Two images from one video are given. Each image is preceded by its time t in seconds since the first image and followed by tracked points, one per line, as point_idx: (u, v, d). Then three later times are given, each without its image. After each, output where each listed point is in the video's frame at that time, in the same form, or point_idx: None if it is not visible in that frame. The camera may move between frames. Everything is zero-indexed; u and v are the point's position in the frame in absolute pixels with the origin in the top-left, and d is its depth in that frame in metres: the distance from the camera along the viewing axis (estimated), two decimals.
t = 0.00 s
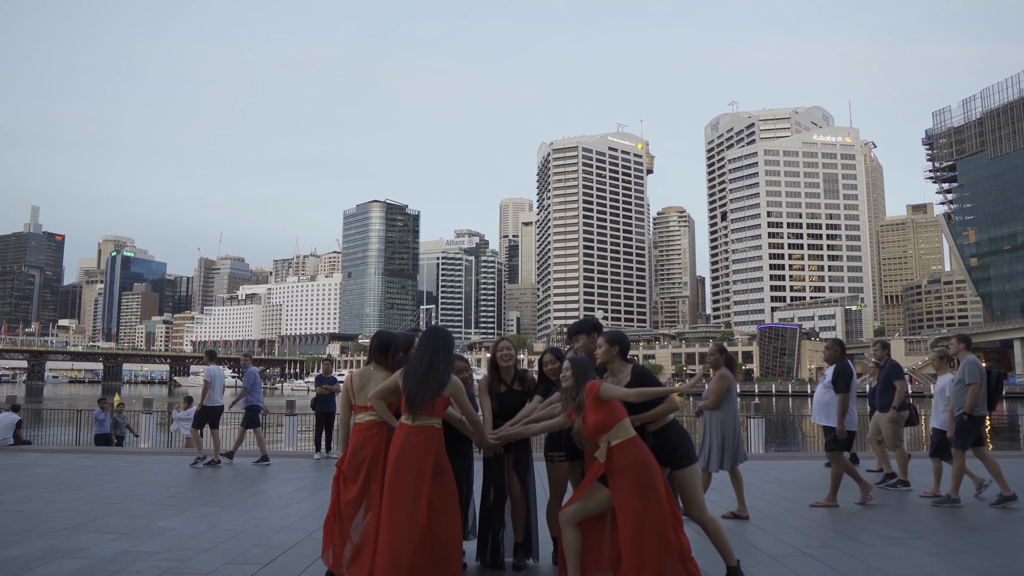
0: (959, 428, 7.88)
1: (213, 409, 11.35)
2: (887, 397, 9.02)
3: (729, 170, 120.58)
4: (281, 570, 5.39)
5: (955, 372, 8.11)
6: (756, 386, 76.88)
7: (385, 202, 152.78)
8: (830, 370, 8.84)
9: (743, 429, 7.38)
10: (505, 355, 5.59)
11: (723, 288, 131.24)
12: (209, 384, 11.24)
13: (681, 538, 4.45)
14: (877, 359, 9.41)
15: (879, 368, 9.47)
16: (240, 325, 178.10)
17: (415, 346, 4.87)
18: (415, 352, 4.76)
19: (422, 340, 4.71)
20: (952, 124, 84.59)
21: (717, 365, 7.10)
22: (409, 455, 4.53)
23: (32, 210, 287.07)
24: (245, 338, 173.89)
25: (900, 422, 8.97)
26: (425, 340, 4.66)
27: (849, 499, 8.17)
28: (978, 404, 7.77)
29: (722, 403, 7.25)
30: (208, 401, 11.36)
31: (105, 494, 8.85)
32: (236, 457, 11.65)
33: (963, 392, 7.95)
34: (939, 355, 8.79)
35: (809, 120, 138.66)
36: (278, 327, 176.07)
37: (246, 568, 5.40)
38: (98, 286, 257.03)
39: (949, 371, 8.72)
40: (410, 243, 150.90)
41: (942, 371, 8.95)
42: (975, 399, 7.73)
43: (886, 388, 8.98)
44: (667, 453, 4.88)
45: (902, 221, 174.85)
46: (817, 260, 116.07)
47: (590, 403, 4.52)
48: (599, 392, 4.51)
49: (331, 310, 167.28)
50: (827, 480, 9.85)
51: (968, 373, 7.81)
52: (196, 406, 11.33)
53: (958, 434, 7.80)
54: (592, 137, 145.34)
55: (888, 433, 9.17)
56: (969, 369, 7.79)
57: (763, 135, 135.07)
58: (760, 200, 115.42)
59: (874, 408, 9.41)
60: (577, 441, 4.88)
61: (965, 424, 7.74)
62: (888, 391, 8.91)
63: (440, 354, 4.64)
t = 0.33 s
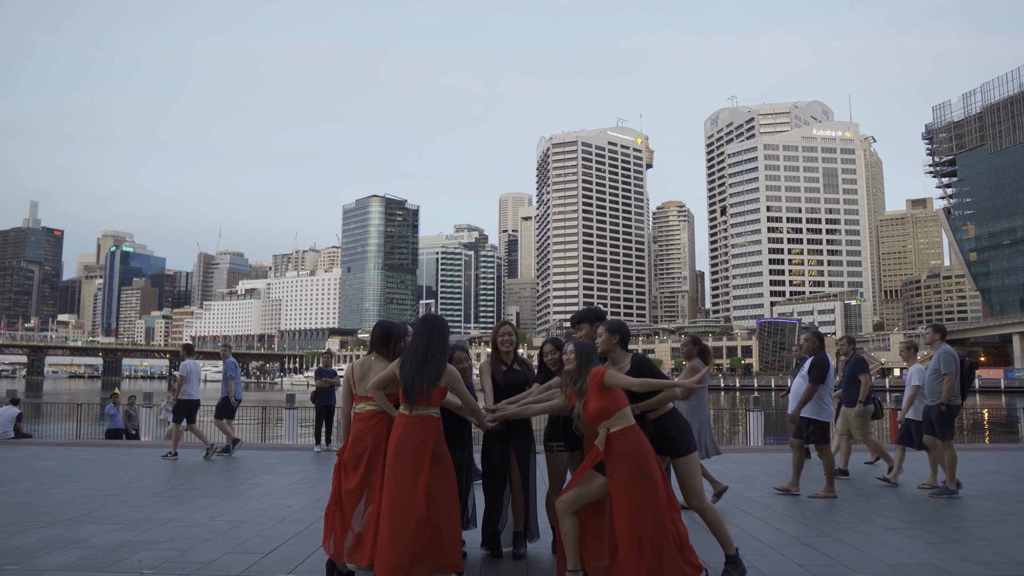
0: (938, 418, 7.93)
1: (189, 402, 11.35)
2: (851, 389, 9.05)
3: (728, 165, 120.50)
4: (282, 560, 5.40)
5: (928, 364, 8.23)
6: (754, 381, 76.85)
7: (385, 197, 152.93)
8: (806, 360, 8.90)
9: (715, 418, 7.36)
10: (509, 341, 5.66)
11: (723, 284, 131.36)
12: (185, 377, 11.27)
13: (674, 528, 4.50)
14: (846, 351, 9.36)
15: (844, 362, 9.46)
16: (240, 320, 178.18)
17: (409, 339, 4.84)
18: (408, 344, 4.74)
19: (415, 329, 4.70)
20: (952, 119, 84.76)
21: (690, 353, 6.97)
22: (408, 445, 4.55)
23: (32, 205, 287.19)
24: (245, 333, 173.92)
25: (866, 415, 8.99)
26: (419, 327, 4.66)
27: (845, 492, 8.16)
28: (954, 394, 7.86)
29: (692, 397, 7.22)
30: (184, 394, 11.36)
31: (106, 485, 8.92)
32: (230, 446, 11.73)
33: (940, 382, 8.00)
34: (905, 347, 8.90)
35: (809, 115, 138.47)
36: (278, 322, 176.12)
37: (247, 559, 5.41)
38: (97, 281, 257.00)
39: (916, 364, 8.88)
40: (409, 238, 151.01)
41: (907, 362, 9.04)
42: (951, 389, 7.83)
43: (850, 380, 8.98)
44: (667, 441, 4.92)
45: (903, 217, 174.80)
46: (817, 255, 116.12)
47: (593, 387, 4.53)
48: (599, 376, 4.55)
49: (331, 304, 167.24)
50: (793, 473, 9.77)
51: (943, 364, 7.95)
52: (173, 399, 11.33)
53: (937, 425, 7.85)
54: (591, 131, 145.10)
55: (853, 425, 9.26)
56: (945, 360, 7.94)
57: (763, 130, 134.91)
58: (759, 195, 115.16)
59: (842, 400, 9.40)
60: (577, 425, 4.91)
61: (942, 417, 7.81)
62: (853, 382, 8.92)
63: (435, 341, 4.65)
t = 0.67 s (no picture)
0: (912, 404, 8.00)
1: (170, 386, 11.43)
2: (821, 376, 9.04)
3: (728, 153, 120.17)
4: (284, 541, 5.46)
5: (903, 353, 8.30)
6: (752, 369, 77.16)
7: (384, 185, 152.79)
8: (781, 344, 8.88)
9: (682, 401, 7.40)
10: (503, 324, 5.68)
11: (722, 271, 131.38)
12: (166, 361, 11.31)
13: (671, 510, 4.55)
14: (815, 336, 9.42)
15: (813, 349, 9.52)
16: (239, 309, 178.23)
17: (401, 321, 4.85)
18: (401, 327, 4.75)
19: (406, 311, 4.71)
20: (952, 107, 84.13)
21: (664, 335, 6.81)
22: (408, 427, 4.58)
23: (31, 195, 287.07)
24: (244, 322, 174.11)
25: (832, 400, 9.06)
26: (411, 309, 4.65)
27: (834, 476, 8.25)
28: (933, 380, 7.91)
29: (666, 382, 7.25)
30: (166, 379, 11.41)
31: (104, 471, 8.94)
32: (229, 433, 11.78)
33: (918, 369, 8.03)
34: (873, 335, 8.97)
35: (809, 103, 138.03)
36: (277, 310, 176.16)
37: (249, 540, 5.47)
38: (96, 271, 256.86)
39: (883, 351, 8.93)
40: (408, 226, 150.94)
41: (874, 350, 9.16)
42: (929, 376, 7.88)
43: (819, 364, 8.97)
44: (667, 425, 4.96)
45: (902, 205, 174.60)
46: (816, 243, 116.12)
47: (595, 361, 4.54)
48: (594, 355, 4.58)
49: (330, 293, 167.19)
50: (766, 459, 9.74)
51: (920, 351, 8.04)
52: (154, 385, 11.39)
53: (913, 411, 7.90)
54: (590, 119, 144.55)
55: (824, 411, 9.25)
56: (921, 348, 8.02)
57: (762, 118, 134.43)
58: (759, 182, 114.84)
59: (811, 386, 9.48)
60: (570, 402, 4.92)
61: (922, 404, 7.87)
62: (822, 368, 8.97)
63: (427, 322, 4.64)
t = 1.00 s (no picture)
0: (885, 384, 8.05)
1: (151, 372, 11.47)
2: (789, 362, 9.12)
3: (730, 138, 119.43)
4: (287, 524, 5.51)
5: (878, 336, 8.34)
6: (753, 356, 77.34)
7: (384, 171, 152.53)
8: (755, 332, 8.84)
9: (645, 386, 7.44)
10: (499, 306, 5.67)
11: (724, 258, 131.21)
12: (147, 348, 11.37)
13: (672, 493, 4.55)
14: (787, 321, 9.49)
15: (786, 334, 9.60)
16: (240, 295, 178.39)
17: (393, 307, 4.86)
18: (393, 313, 4.76)
19: (398, 295, 4.70)
20: (955, 92, 83.38)
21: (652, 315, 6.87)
22: (409, 412, 4.59)
23: (31, 181, 286.54)
24: (246, 308, 174.30)
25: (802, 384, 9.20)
26: (403, 295, 4.65)
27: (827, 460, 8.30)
28: (906, 362, 7.95)
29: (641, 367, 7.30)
30: (147, 365, 11.45)
31: (106, 454, 9.01)
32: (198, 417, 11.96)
33: (892, 352, 8.09)
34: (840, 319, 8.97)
35: (811, 89, 137.23)
36: (278, 297, 176.33)
37: (252, 523, 5.50)
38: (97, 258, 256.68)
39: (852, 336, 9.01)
40: (409, 212, 150.62)
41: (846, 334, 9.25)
42: (903, 359, 7.91)
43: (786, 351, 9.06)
44: (680, 403, 4.98)
45: (904, 190, 173.94)
46: (817, 229, 115.87)
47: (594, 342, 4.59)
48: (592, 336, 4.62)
49: (331, 279, 167.23)
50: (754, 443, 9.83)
51: (894, 334, 8.08)
52: (136, 370, 11.44)
53: (886, 393, 7.96)
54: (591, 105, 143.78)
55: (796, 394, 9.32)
56: (896, 330, 8.07)
57: (764, 103, 133.70)
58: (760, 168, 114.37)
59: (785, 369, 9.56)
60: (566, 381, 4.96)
61: (895, 387, 7.90)
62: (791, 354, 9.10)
63: (417, 309, 4.64)
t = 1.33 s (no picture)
0: (865, 374, 8.01)
1: (137, 359, 11.43)
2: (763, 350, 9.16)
3: (732, 126, 118.70)
4: (288, 510, 5.51)
5: (857, 325, 8.32)
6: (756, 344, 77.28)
7: (386, 159, 152.28)
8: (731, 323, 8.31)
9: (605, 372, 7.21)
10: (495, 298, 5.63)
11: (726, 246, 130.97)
12: (133, 335, 11.34)
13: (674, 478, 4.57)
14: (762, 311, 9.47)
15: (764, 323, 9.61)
16: (242, 283, 178.49)
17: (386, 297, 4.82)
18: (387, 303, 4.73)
19: (390, 286, 4.70)
20: (960, 79, 82.64)
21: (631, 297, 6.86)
22: (402, 397, 4.59)
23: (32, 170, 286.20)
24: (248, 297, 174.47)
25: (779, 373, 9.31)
26: (395, 284, 4.63)
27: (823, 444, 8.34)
28: (884, 352, 7.92)
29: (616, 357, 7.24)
30: (132, 352, 11.41)
31: (106, 442, 8.99)
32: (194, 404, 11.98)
33: (871, 341, 8.10)
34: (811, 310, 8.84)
35: (815, 75, 136.31)
36: (280, 285, 176.48)
37: (255, 510, 5.52)
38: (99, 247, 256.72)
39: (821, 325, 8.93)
40: (411, 200, 150.25)
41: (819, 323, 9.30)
42: (882, 348, 7.89)
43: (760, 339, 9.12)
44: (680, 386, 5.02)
45: (908, 178, 173.19)
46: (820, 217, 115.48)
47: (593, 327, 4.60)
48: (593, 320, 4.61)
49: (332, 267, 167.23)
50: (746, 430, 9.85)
51: (873, 324, 8.06)
52: (121, 356, 11.41)
53: (864, 382, 7.95)
54: (593, 92, 142.94)
55: (772, 386, 9.29)
56: (874, 319, 8.03)
57: (767, 91, 132.88)
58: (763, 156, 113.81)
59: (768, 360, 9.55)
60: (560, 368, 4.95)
61: (870, 374, 7.92)
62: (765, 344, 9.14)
63: (412, 297, 4.63)
